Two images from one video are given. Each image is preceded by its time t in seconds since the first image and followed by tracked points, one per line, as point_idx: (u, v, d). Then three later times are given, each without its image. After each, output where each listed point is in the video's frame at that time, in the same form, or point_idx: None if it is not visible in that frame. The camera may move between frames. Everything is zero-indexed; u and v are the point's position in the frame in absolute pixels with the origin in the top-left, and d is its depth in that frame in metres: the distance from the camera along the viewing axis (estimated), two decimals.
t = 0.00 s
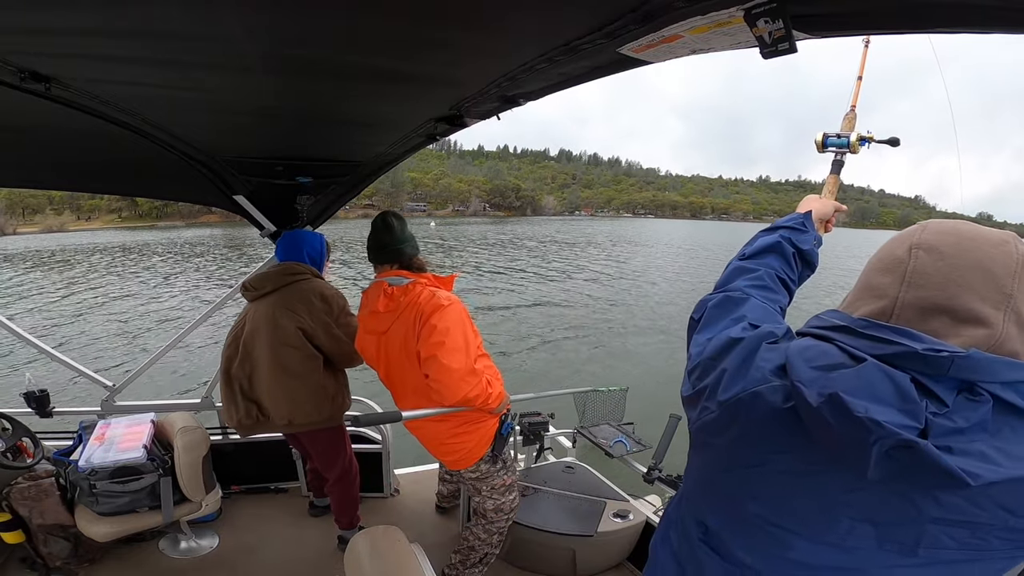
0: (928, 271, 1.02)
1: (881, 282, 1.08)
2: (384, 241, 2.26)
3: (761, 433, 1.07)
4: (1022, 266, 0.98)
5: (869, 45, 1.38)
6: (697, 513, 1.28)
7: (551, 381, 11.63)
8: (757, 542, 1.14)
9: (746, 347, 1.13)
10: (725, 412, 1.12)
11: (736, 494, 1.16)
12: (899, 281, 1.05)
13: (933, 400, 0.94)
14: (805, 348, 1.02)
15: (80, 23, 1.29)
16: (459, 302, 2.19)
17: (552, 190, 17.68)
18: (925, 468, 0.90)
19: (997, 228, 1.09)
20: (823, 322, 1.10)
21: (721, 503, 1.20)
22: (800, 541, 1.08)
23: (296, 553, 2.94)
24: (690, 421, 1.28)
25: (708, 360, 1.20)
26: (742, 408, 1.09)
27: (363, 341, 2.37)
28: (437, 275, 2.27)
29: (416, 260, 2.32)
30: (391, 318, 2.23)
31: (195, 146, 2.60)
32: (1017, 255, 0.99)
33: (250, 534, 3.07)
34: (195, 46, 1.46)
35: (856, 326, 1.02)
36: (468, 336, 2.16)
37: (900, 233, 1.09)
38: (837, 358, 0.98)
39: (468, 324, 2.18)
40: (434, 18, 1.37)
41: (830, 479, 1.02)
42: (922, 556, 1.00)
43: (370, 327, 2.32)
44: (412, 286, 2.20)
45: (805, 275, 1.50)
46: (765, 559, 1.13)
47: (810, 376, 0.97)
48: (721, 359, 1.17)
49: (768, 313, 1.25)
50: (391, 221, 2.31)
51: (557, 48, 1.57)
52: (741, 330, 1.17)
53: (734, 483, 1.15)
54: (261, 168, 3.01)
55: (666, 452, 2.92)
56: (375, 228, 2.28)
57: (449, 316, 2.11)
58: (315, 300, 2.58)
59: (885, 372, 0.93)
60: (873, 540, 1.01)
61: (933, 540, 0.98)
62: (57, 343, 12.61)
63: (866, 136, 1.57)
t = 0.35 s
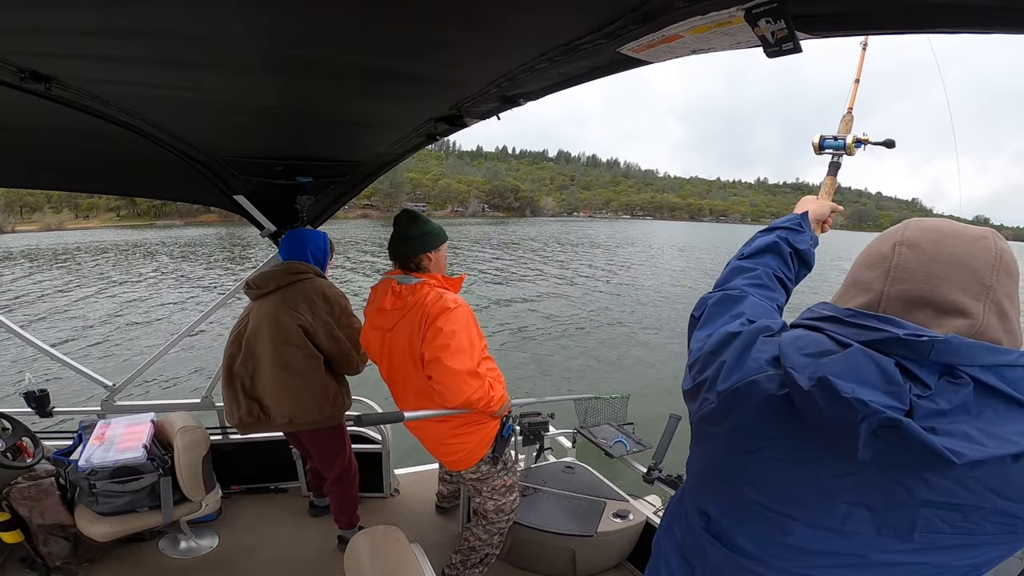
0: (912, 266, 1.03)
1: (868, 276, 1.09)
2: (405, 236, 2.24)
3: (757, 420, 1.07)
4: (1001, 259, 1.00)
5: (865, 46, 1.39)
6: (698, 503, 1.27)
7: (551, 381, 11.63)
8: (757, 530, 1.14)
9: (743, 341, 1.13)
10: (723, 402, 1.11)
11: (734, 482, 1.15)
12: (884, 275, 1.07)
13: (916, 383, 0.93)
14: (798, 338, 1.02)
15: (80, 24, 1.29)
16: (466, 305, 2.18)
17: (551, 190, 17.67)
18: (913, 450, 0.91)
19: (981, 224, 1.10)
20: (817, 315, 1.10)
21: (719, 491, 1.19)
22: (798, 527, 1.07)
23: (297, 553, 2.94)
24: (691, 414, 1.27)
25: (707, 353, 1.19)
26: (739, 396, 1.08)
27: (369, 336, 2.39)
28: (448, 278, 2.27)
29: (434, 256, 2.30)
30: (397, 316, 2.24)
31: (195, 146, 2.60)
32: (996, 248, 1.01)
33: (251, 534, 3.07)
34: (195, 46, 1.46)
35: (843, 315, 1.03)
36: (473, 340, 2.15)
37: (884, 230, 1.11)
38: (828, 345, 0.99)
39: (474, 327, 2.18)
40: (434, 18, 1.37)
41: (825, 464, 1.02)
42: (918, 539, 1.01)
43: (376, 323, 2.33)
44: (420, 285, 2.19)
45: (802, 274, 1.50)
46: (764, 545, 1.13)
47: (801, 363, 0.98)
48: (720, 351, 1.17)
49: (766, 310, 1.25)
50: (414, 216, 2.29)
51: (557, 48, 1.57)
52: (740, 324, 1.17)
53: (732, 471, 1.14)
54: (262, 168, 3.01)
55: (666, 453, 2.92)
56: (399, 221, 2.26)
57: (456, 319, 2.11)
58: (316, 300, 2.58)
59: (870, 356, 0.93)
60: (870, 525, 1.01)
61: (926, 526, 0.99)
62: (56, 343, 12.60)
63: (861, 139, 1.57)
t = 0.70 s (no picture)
0: (904, 262, 1.04)
1: (861, 274, 1.10)
2: (416, 234, 2.24)
3: (757, 417, 1.07)
4: (991, 255, 1.01)
5: (845, 52, 1.41)
6: (699, 501, 1.27)
7: (551, 381, 11.63)
8: (759, 526, 1.13)
9: (741, 339, 1.13)
10: (723, 400, 1.11)
11: (735, 478, 1.15)
12: (877, 273, 1.07)
13: (913, 375, 0.94)
14: (794, 334, 1.02)
15: (80, 24, 1.29)
16: (470, 306, 2.18)
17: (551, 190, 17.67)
18: (912, 442, 0.91)
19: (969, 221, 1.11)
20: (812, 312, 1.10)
21: (720, 488, 1.19)
22: (801, 522, 1.07)
23: (297, 553, 2.94)
24: (691, 413, 1.27)
25: (705, 352, 1.20)
26: (739, 393, 1.08)
27: (372, 330, 2.40)
28: (455, 278, 2.27)
29: (444, 257, 2.29)
30: (401, 313, 2.24)
31: (195, 146, 2.60)
32: (986, 245, 1.02)
33: (251, 534, 3.07)
34: (195, 46, 1.46)
35: (838, 310, 1.04)
36: (473, 341, 2.14)
37: (876, 229, 1.11)
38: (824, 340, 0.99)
39: (476, 328, 2.18)
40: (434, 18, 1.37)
41: (825, 459, 1.01)
42: (920, 534, 1.01)
43: (380, 318, 2.33)
44: (427, 284, 2.19)
45: (795, 271, 1.50)
46: (766, 542, 1.13)
47: (799, 357, 0.97)
48: (717, 350, 1.17)
49: (762, 308, 1.25)
50: (429, 213, 2.27)
51: (557, 48, 1.57)
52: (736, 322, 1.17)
53: (733, 468, 1.14)
54: (261, 168, 3.01)
55: (666, 453, 2.92)
56: (412, 218, 2.25)
57: (458, 319, 2.11)
58: (313, 300, 2.58)
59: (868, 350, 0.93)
60: (873, 519, 1.01)
61: (929, 520, 0.99)
62: (56, 343, 12.59)
63: (849, 136, 1.57)
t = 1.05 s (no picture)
0: (899, 261, 1.04)
1: (857, 273, 1.10)
2: (419, 234, 2.25)
3: (757, 419, 1.07)
4: (986, 252, 1.01)
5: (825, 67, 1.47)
6: (701, 503, 1.27)
7: (551, 381, 11.63)
8: (762, 528, 1.13)
9: (739, 340, 1.13)
10: (720, 402, 1.11)
11: (737, 481, 1.15)
12: (872, 271, 1.07)
13: (914, 373, 0.94)
14: (791, 335, 1.03)
15: (80, 24, 1.29)
16: (470, 308, 2.18)
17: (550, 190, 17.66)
18: (916, 442, 0.90)
19: (962, 218, 1.11)
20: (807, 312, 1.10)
21: (721, 489, 1.19)
22: (804, 523, 1.07)
23: (297, 553, 2.94)
24: (689, 415, 1.27)
25: (702, 353, 1.20)
26: (740, 397, 1.08)
27: (375, 325, 2.41)
28: (458, 279, 2.28)
29: (448, 256, 2.30)
30: (402, 311, 2.24)
31: (195, 146, 2.60)
32: (980, 242, 1.02)
33: (251, 535, 3.07)
34: (195, 45, 1.46)
35: (835, 309, 1.04)
36: (470, 344, 2.13)
37: (870, 228, 1.11)
38: (822, 339, 0.99)
39: (476, 330, 2.18)
40: (433, 18, 1.37)
41: (826, 459, 1.01)
42: (927, 532, 1.01)
43: (383, 314, 2.34)
44: (430, 283, 2.19)
45: (785, 265, 1.51)
46: (768, 543, 1.13)
47: (798, 358, 0.97)
48: (715, 352, 1.17)
49: (757, 306, 1.25)
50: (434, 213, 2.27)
51: (557, 48, 1.57)
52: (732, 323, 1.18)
53: (733, 469, 1.14)
54: (262, 168, 3.01)
55: (666, 453, 2.92)
56: (417, 218, 2.26)
57: (457, 320, 2.11)
58: (310, 300, 2.57)
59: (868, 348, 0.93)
60: (878, 519, 1.01)
61: (935, 519, 0.99)
62: (55, 343, 12.59)
63: (835, 130, 1.57)
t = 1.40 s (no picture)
0: (894, 261, 1.04)
1: (852, 274, 1.09)
2: (422, 234, 2.26)
3: (754, 424, 1.06)
4: (980, 253, 1.01)
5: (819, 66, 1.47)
6: (698, 507, 1.26)
7: (551, 381, 11.62)
8: (762, 533, 1.13)
9: (733, 344, 1.12)
10: (716, 407, 1.11)
11: (736, 487, 1.14)
12: (867, 272, 1.07)
13: (913, 378, 0.94)
14: (786, 339, 1.02)
15: (80, 23, 1.29)
16: (469, 310, 2.17)
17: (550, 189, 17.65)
18: (916, 446, 0.91)
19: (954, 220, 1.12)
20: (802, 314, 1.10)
21: (718, 494, 1.19)
22: (804, 528, 1.07)
23: (297, 552, 2.94)
24: (684, 420, 1.26)
25: (696, 358, 1.19)
26: (737, 404, 1.07)
27: (376, 325, 2.41)
28: (460, 280, 2.27)
29: (449, 257, 2.30)
30: (402, 311, 2.24)
31: (195, 146, 2.60)
32: (973, 242, 1.02)
33: (251, 534, 3.07)
34: (195, 45, 1.46)
35: (830, 313, 1.03)
36: (469, 347, 2.12)
37: (864, 229, 1.11)
38: (817, 345, 0.98)
39: (475, 332, 2.17)
40: (433, 18, 1.37)
41: (824, 464, 1.01)
42: (929, 536, 1.01)
43: (384, 313, 2.34)
44: (431, 284, 2.19)
45: (779, 264, 1.51)
46: (768, 548, 1.13)
47: (793, 364, 0.97)
48: (710, 356, 1.17)
49: (750, 307, 1.26)
50: (437, 212, 2.27)
51: (557, 48, 1.57)
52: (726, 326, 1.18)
53: (732, 475, 1.14)
54: (261, 168, 3.01)
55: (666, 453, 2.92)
56: (420, 217, 2.27)
57: (454, 322, 2.10)
58: (307, 300, 2.57)
59: (865, 354, 0.93)
60: (878, 523, 1.01)
61: (935, 522, 0.99)
62: (55, 343, 12.59)
63: (827, 126, 1.57)
